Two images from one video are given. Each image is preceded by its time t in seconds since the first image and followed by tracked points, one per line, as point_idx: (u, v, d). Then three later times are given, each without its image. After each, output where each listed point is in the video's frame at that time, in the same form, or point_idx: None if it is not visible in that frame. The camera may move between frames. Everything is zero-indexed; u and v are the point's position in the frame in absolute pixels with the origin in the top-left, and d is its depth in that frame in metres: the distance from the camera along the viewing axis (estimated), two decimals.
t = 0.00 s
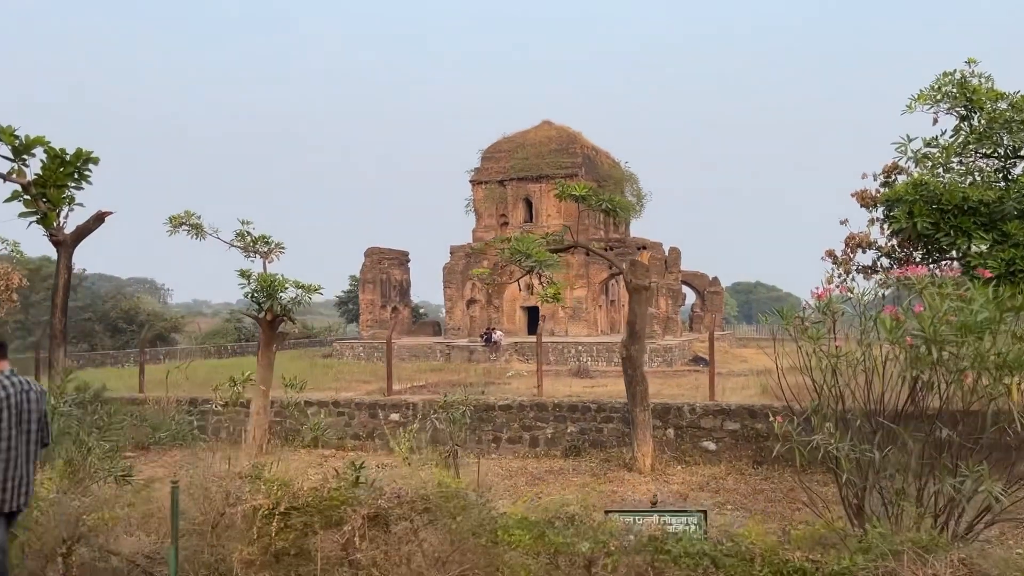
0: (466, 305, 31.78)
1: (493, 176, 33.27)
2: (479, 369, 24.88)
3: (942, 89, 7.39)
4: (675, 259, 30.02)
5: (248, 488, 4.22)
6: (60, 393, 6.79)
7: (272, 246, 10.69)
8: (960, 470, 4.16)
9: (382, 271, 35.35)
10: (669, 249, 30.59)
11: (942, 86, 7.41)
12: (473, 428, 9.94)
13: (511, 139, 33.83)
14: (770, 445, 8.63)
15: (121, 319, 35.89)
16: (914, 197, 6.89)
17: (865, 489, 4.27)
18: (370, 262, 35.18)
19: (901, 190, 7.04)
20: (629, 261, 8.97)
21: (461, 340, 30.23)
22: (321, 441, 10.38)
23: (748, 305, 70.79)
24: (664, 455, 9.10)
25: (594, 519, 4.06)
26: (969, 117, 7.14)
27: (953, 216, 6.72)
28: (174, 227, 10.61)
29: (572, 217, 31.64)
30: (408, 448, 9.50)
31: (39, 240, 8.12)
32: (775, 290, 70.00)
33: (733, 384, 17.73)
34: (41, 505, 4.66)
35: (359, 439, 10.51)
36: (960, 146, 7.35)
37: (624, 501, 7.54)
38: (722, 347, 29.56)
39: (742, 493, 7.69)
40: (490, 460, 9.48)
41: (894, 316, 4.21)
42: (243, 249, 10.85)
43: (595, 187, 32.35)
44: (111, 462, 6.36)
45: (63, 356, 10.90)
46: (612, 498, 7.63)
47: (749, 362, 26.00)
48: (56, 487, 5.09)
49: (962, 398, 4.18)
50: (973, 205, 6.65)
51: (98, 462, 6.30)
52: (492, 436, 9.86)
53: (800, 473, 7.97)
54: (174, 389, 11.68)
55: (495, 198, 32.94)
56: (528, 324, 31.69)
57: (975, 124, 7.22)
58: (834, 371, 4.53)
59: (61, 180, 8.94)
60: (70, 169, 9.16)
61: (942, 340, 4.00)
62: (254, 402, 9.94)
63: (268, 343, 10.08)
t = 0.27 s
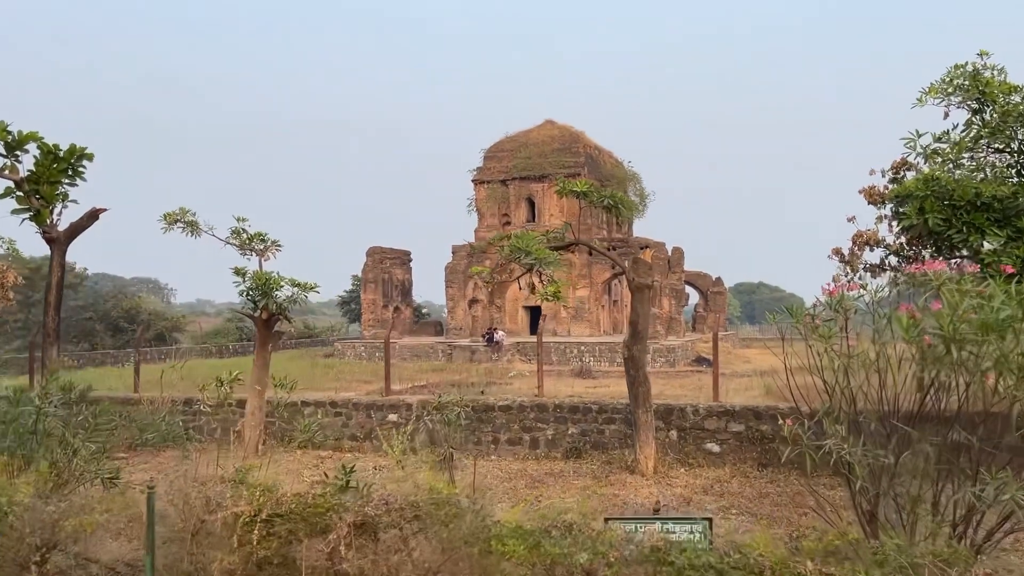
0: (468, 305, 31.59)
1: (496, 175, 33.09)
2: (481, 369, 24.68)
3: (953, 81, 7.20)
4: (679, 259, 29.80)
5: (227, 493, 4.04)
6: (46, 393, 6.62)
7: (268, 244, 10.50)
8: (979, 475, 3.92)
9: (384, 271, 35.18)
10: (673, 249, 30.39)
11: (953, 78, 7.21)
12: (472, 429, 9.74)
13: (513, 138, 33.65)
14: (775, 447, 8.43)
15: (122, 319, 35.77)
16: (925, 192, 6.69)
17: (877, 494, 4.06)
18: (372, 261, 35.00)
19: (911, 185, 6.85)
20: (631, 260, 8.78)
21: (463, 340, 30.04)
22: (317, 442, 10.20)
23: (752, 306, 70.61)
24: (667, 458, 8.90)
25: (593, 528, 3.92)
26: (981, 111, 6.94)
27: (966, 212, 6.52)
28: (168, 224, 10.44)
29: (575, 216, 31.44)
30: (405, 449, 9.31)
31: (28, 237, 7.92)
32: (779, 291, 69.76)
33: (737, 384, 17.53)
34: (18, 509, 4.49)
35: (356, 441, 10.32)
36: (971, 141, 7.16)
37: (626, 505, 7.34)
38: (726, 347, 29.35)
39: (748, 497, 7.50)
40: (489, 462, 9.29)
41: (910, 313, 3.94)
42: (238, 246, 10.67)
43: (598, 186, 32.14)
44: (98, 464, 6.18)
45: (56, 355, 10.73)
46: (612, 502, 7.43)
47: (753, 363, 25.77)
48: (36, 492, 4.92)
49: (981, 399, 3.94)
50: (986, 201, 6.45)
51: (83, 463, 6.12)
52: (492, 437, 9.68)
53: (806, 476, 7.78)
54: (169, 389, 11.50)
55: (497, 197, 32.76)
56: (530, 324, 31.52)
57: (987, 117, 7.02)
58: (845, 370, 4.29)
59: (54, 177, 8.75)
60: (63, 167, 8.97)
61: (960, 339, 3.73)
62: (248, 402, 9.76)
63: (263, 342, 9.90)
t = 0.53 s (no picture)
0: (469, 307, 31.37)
1: (496, 176, 32.89)
2: (481, 371, 24.47)
3: (964, 78, 7.00)
4: (680, 260, 29.58)
5: (205, 509, 4.19)
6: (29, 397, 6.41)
7: (261, 244, 10.30)
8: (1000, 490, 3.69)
9: (384, 272, 34.99)
10: (674, 251, 30.17)
11: (964, 75, 7.02)
12: (470, 434, 9.54)
13: (514, 138, 33.44)
14: (780, 453, 8.23)
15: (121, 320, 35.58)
16: (937, 192, 6.50)
17: (891, 509, 3.86)
18: (371, 262, 34.81)
19: (921, 184, 6.66)
20: (631, 261, 8.57)
21: (463, 342, 29.81)
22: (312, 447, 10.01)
23: (753, 307, 70.42)
24: (669, 464, 8.69)
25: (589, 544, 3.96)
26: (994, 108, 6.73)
27: (979, 213, 6.32)
28: (161, 224, 10.24)
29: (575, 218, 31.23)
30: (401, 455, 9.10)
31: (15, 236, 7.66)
32: (781, 292, 69.60)
33: (740, 387, 17.30)
34: None
35: (352, 445, 10.12)
36: (983, 139, 6.96)
37: (627, 513, 7.14)
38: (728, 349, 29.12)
39: (752, 505, 7.30)
40: (487, 468, 9.08)
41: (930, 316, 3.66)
42: (232, 247, 10.46)
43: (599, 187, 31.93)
44: (82, 471, 6.00)
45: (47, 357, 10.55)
46: (612, 510, 7.23)
47: (755, 365, 25.55)
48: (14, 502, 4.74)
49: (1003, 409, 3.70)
50: (999, 200, 6.24)
51: (66, 470, 5.94)
52: (490, 442, 9.47)
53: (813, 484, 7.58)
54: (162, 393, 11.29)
55: (497, 198, 32.54)
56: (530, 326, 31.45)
57: (1000, 114, 6.82)
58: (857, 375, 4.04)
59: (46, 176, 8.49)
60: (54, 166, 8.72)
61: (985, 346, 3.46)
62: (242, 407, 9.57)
63: (256, 345, 9.70)
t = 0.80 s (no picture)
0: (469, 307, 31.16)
1: (497, 176, 32.71)
2: (481, 372, 24.27)
3: (974, 71, 6.82)
4: (682, 261, 29.37)
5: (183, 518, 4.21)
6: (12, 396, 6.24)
7: (256, 242, 10.11)
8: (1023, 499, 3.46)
9: (384, 272, 34.82)
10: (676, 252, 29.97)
11: (974, 68, 6.85)
12: (467, 436, 9.36)
13: (515, 138, 33.25)
14: (784, 456, 8.06)
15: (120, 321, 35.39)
16: (948, 187, 6.33)
17: (904, 519, 3.66)
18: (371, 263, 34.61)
19: (930, 181, 6.49)
20: (631, 260, 8.38)
21: (463, 342, 29.62)
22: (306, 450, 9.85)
23: (755, 308, 70.23)
24: (670, 467, 8.51)
25: (581, 560, 3.78)
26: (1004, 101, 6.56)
27: (990, 209, 6.14)
28: (153, 222, 10.06)
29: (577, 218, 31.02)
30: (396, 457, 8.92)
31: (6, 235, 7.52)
32: (783, 294, 69.53)
33: (742, 389, 17.10)
34: None
35: (348, 447, 9.92)
36: (994, 133, 6.79)
37: (627, 518, 6.94)
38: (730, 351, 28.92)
39: (755, 510, 7.12)
40: (484, 471, 8.90)
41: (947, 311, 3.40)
42: (225, 246, 10.29)
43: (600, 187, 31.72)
44: (65, 475, 5.86)
45: (38, 356, 10.38)
46: (612, 515, 7.04)
47: (757, 367, 25.33)
48: None
49: None
50: (1010, 197, 6.06)
51: (48, 473, 5.77)
52: (487, 445, 9.29)
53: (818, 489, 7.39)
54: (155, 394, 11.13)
55: (498, 198, 32.35)
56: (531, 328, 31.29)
57: (1011, 108, 6.65)
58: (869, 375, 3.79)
59: (37, 170, 8.31)
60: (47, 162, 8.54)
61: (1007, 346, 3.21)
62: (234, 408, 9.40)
63: (250, 345, 9.53)
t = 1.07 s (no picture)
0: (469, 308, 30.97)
1: (497, 177, 32.54)
2: (480, 374, 24.12)
3: (981, 67, 6.65)
4: (682, 262, 29.21)
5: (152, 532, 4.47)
6: None
7: (248, 242, 9.94)
8: None
9: (384, 273, 34.67)
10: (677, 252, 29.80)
11: (981, 63, 6.67)
12: (463, 439, 9.19)
13: (515, 139, 33.08)
14: (787, 461, 7.89)
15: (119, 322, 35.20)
16: (955, 186, 6.15)
17: (914, 532, 3.48)
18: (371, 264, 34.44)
19: (936, 179, 6.31)
20: (630, 260, 8.20)
21: (463, 343, 29.45)
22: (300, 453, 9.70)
23: (756, 310, 70.06)
24: (669, 472, 8.33)
25: None
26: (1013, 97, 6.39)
27: (999, 208, 5.96)
28: (144, 221, 9.89)
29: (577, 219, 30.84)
30: (391, 461, 8.74)
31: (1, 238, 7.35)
32: (784, 295, 69.39)
33: (743, 391, 16.92)
34: None
35: (342, 451, 9.75)
36: (1001, 130, 6.63)
37: (625, 525, 6.77)
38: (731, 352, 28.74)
39: (757, 517, 6.93)
40: (480, 475, 8.72)
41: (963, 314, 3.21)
42: (218, 246, 10.11)
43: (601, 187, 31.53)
44: (47, 479, 5.71)
45: (28, 358, 10.21)
46: (609, 522, 6.86)
47: (758, 368, 25.17)
48: None
49: None
50: (1020, 195, 5.88)
51: (29, 478, 5.60)
52: (484, 449, 9.11)
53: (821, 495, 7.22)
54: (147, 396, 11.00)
55: (498, 199, 32.16)
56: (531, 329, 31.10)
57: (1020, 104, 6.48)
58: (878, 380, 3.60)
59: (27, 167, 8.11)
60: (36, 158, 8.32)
61: None
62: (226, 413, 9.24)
63: (242, 347, 9.36)
